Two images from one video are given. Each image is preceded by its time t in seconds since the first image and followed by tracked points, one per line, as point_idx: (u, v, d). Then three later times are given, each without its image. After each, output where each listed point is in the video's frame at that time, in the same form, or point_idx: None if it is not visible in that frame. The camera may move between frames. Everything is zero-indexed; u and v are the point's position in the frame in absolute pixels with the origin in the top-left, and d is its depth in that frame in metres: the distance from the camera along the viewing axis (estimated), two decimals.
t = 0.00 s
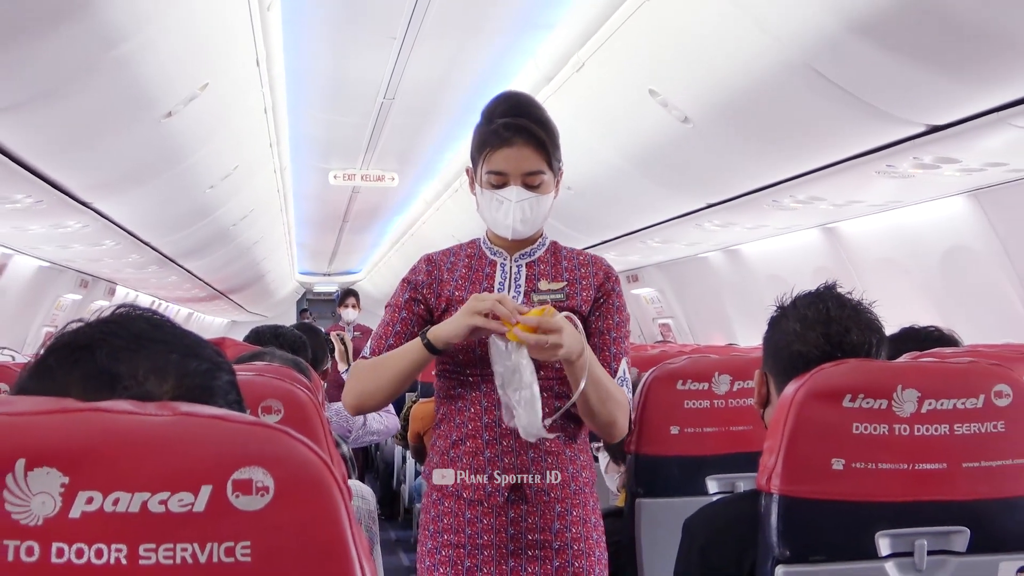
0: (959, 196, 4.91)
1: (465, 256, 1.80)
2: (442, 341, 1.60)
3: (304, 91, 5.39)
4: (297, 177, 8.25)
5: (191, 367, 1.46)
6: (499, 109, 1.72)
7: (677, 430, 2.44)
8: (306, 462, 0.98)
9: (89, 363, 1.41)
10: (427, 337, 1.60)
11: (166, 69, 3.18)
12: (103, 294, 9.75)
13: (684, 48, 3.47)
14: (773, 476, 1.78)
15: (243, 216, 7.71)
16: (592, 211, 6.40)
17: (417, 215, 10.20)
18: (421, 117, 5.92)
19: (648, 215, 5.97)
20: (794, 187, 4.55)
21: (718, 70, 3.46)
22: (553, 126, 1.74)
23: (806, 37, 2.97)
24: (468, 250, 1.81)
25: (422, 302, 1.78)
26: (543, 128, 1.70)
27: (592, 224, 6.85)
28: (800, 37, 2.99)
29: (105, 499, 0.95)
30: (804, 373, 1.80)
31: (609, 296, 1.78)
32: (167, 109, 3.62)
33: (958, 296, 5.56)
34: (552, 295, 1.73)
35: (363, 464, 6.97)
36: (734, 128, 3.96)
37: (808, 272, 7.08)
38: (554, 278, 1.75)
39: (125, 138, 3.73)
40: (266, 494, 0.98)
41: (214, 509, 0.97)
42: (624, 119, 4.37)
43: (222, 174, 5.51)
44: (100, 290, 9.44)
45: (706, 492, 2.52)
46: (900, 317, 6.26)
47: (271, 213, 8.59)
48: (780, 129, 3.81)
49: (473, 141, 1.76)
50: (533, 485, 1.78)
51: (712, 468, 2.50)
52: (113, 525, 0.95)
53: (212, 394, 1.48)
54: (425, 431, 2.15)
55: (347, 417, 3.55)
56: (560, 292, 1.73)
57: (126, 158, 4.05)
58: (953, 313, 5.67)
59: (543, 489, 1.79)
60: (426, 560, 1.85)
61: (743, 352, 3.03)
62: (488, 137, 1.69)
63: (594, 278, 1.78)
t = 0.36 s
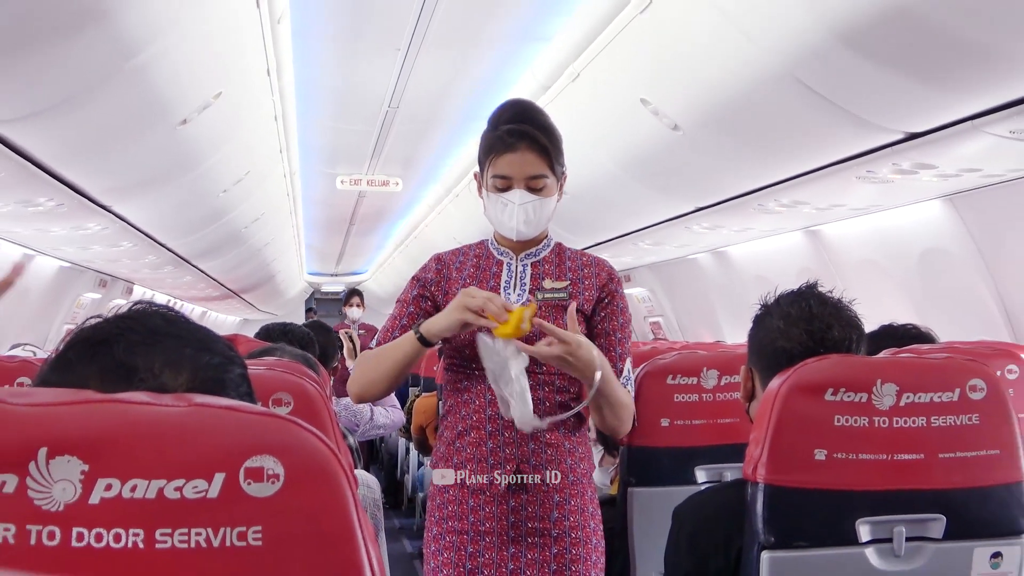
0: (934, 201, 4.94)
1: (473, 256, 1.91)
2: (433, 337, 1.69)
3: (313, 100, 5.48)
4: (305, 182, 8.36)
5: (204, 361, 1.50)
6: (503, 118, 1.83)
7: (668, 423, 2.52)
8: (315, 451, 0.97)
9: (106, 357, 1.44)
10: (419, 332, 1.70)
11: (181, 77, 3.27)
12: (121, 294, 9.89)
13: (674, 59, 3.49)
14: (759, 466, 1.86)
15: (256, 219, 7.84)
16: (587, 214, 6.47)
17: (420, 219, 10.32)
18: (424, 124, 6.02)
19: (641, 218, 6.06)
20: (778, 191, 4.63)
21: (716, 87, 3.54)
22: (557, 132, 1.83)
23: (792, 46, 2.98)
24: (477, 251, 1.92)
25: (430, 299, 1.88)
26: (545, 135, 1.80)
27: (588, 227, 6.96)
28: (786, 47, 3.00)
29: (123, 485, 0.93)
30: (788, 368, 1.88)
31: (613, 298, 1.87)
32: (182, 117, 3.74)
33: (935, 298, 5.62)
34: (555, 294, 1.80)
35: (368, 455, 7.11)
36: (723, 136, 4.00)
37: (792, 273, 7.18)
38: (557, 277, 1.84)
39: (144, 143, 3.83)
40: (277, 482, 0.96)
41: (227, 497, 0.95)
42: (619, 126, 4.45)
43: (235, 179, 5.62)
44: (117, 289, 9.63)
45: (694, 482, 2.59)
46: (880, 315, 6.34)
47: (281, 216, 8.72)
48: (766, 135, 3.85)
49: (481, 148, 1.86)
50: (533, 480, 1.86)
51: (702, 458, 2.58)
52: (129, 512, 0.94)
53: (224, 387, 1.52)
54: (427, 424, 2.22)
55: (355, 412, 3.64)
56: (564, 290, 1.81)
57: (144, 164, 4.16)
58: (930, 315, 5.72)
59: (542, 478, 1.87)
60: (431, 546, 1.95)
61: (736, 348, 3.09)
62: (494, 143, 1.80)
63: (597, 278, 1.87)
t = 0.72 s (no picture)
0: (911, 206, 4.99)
1: (475, 257, 2.01)
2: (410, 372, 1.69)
3: (321, 109, 5.58)
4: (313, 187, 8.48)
5: (217, 355, 1.53)
6: (506, 125, 1.90)
7: (657, 416, 2.49)
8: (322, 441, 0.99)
9: (123, 350, 1.47)
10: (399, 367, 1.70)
11: (196, 86, 3.36)
12: (140, 293, 10.07)
13: (657, 76, 3.52)
14: (744, 457, 1.93)
15: (267, 222, 7.97)
16: (583, 219, 6.56)
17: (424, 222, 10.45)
18: (427, 132, 6.12)
19: (633, 221, 6.15)
20: (762, 198, 4.69)
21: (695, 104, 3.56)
22: (555, 141, 1.92)
23: (772, 65, 2.98)
24: (478, 252, 2.02)
25: (430, 295, 2.00)
26: (544, 145, 1.89)
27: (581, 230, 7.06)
28: (766, 64, 3.00)
29: (138, 474, 0.95)
30: (771, 365, 1.97)
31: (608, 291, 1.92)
32: (197, 124, 3.85)
33: (909, 300, 5.70)
34: (552, 293, 1.90)
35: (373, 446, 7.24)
36: (708, 148, 4.05)
37: (777, 274, 7.28)
38: (554, 277, 1.94)
39: (161, 150, 3.95)
40: (285, 471, 0.98)
41: (238, 485, 0.97)
42: (612, 139, 4.52)
43: (247, 183, 5.75)
44: (135, 288, 9.81)
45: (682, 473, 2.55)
46: (857, 313, 6.43)
47: (291, 219, 8.86)
48: (747, 147, 3.86)
49: (484, 154, 1.95)
50: (533, 480, 1.93)
51: (689, 450, 2.54)
52: (142, 500, 0.95)
53: (235, 381, 1.55)
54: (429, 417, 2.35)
55: (362, 406, 3.73)
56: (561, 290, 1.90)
57: (161, 168, 4.28)
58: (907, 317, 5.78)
59: (537, 470, 1.93)
60: (432, 532, 2.04)
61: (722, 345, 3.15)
62: (495, 151, 1.89)
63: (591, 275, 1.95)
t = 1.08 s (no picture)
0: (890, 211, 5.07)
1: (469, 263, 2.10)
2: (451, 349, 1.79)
3: (331, 117, 5.69)
4: (322, 191, 8.60)
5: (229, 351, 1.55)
6: (500, 137, 2.03)
7: (649, 410, 2.53)
8: (327, 433, 1.01)
9: (140, 345, 1.51)
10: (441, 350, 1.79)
11: (210, 94, 3.48)
12: (157, 292, 10.26)
13: (648, 86, 3.61)
14: (731, 448, 1.99)
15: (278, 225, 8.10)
16: (581, 222, 6.66)
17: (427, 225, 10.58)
18: (431, 140, 6.23)
19: (625, 225, 6.26)
20: (748, 203, 4.79)
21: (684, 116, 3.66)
22: (547, 150, 2.06)
23: (757, 77, 3.05)
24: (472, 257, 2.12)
25: (431, 302, 2.09)
26: (539, 154, 2.02)
27: (575, 232, 7.18)
28: (750, 77, 3.07)
29: (151, 463, 0.98)
30: (758, 360, 2.02)
31: (593, 281, 2.06)
32: (211, 131, 3.97)
33: (888, 300, 5.80)
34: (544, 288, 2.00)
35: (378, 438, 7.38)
36: (699, 156, 4.13)
37: (763, 275, 7.38)
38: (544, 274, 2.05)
39: (177, 156, 4.08)
40: (292, 461, 1.00)
41: (246, 474, 0.99)
42: (608, 146, 4.62)
43: (259, 188, 5.89)
44: (152, 288, 10.00)
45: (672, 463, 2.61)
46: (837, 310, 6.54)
47: (300, 224, 9.00)
48: (732, 154, 3.95)
49: (481, 163, 2.05)
50: (532, 480, 2.02)
51: (678, 442, 2.58)
52: (156, 489, 0.98)
53: (246, 375, 1.56)
54: (433, 411, 2.48)
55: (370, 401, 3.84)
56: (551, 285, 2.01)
57: (177, 173, 4.39)
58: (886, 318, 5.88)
59: (535, 459, 2.02)
60: (433, 521, 2.12)
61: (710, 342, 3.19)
62: (492, 160, 2.00)
63: (577, 270, 2.07)
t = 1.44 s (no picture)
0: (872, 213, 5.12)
1: (475, 263, 2.18)
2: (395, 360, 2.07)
3: (338, 126, 5.79)
4: (330, 196, 8.72)
5: (238, 346, 1.53)
6: (495, 138, 2.05)
7: (641, 404, 2.60)
8: (332, 424, 0.97)
9: (151, 341, 1.48)
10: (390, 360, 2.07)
11: (221, 101, 3.58)
12: (172, 292, 10.43)
13: (643, 93, 3.68)
14: (719, 441, 2.03)
15: (288, 227, 8.24)
16: (579, 225, 6.77)
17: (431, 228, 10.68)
18: (435, 146, 6.32)
19: (620, 227, 6.36)
20: (739, 206, 4.88)
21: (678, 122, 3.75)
22: (542, 151, 2.10)
23: (745, 85, 3.13)
24: (480, 257, 2.19)
25: (435, 299, 2.21)
26: (529, 155, 2.06)
27: (572, 234, 7.29)
28: (739, 84, 3.15)
29: (162, 453, 0.94)
30: (744, 355, 2.08)
31: (596, 301, 2.10)
32: (223, 138, 4.08)
33: (870, 299, 5.89)
34: (543, 296, 2.04)
35: (384, 432, 7.51)
36: (691, 160, 4.21)
37: (752, 276, 7.47)
38: (546, 281, 2.07)
39: (190, 162, 4.21)
40: (298, 452, 0.96)
41: (254, 466, 0.95)
42: (603, 151, 4.71)
43: (269, 192, 6.02)
44: (167, 289, 10.17)
45: (663, 455, 2.65)
46: (817, 306, 6.64)
47: (307, 226, 9.12)
48: (724, 159, 4.03)
49: (479, 163, 2.11)
50: (532, 478, 2.04)
51: (670, 435, 2.63)
52: (166, 480, 0.94)
53: (254, 369, 1.55)
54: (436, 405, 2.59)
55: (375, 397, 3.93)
56: (551, 294, 2.04)
57: (188, 179, 4.51)
58: (869, 317, 5.96)
59: (531, 452, 2.05)
60: (436, 509, 2.14)
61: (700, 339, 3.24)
62: (485, 163, 2.09)
63: (581, 282, 2.10)
